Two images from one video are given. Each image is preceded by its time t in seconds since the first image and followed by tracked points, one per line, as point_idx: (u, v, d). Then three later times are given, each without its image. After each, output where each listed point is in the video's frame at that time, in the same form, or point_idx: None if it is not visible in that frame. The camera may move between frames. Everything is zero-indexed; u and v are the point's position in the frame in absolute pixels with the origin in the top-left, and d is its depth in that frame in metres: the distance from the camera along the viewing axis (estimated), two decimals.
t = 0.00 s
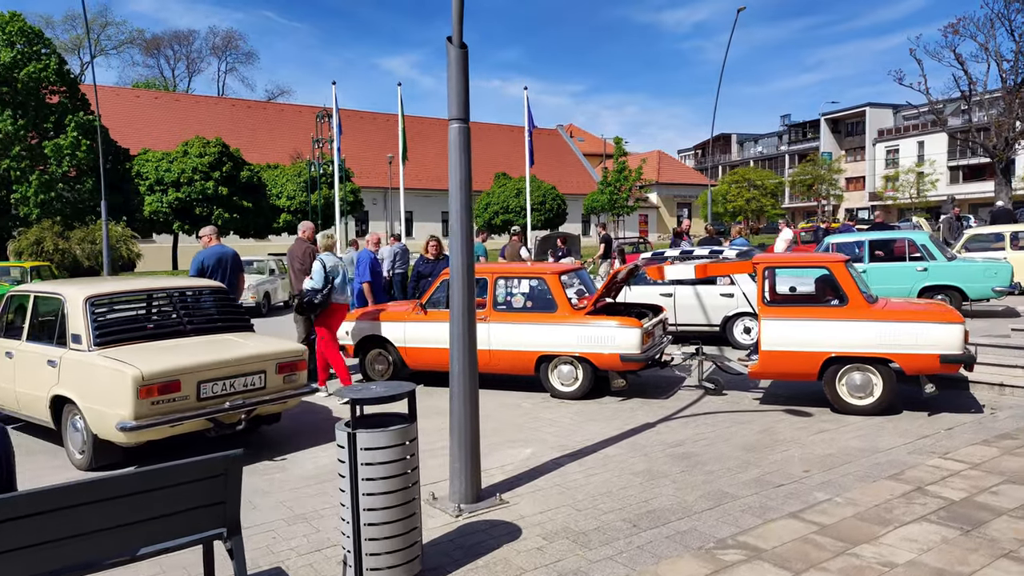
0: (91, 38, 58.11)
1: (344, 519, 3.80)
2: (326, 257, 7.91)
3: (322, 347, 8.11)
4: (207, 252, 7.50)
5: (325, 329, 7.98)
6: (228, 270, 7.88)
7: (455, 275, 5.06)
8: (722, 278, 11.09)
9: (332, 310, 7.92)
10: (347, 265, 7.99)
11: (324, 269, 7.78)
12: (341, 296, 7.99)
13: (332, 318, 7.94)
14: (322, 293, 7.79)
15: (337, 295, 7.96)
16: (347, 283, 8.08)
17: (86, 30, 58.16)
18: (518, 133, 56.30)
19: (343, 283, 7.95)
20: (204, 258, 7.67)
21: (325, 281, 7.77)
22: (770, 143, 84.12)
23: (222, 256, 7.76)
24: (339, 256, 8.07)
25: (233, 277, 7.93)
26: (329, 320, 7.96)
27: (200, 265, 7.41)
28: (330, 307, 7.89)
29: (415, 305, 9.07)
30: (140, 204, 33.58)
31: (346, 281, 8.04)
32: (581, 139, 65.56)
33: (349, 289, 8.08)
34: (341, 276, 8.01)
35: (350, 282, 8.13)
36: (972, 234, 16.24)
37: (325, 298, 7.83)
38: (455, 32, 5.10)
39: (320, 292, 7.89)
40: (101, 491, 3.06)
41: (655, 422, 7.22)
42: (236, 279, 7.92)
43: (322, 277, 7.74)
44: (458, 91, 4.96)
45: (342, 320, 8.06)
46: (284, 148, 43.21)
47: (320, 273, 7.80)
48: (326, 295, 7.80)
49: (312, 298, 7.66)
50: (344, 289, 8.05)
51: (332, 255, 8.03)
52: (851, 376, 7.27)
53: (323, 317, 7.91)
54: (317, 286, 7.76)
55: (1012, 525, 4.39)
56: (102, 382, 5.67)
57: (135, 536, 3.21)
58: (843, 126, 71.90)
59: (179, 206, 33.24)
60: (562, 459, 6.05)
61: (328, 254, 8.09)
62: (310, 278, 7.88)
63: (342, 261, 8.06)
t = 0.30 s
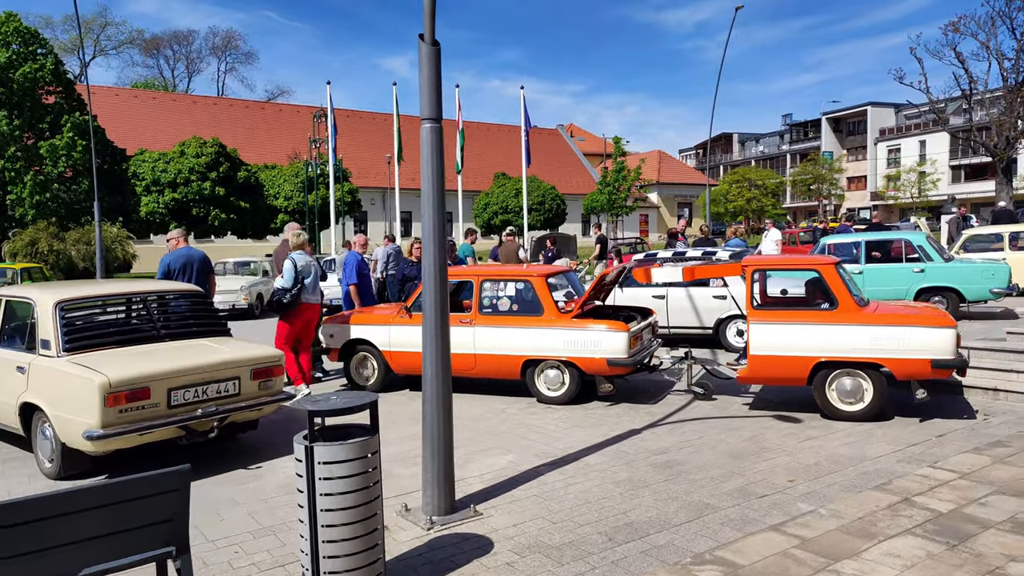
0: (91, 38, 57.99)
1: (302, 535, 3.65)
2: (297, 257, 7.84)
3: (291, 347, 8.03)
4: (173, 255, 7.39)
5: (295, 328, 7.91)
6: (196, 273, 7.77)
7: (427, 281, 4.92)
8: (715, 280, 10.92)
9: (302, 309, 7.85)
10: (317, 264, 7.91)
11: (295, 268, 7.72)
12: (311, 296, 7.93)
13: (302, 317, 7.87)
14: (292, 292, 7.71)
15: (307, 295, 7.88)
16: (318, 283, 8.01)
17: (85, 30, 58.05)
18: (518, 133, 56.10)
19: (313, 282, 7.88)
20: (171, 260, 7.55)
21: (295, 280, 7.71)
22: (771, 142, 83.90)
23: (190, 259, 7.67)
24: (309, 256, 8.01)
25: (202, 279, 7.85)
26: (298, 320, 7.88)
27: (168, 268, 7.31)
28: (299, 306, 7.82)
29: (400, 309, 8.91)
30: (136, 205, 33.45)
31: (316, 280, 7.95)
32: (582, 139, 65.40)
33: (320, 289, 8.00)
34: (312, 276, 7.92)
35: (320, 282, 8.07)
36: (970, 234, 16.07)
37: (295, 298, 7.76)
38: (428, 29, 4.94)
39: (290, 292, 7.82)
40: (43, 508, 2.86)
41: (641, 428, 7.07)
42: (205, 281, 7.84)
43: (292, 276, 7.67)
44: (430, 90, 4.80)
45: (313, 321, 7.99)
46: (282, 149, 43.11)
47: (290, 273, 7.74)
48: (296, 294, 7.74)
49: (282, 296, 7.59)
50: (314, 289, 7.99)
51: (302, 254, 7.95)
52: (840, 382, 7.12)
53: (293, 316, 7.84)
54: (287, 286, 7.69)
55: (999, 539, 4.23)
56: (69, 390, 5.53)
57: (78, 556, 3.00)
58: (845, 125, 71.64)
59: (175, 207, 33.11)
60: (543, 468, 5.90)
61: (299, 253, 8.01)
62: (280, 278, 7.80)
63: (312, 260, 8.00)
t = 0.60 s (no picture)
0: (90, 38, 57.92)
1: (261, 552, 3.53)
2: (264, 261, 7.76)
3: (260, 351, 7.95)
4: (148, 257, 7.46)
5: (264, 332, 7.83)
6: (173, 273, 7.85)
7: (401, 284, 4.81)
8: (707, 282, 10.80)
9: (268, 313, 7.76)
10: (284, 268, 7.82)
11: (259, 272, 7.62)
12: (280, 299, 7.82)
13: (269, 321, 7.77)
14: (257, 297, 7.62)
15: (274, 299, 7.79)
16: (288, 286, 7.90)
17: (85, 30, 58.00)
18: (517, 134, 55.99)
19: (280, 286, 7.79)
20: (146, 262, 7.61)
21: (260, 284, 7.61)
22: (771, 143, 83.77)
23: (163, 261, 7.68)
24: (277, 259, 7.90)
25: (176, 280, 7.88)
26: (264, 325, 7.79)
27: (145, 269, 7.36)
28: (265, 311, 7.72)
29: (385, 311, 8.79)
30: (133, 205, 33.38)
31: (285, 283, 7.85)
32: (581, 139, 65.31)
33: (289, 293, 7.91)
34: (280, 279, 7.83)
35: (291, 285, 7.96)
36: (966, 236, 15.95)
37: (260, 303, 7.65)
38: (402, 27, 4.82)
39: (257, 296, 7.73)
40: None
41: (626, 433, 6.96)
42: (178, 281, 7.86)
43: (257, 280, 7.58)
44: (402, 89, 4.68)
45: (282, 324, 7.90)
46: (279, 149, 43.02)
47: (254, 277, 7.64)
48: (261, 298, 7.64)
49: (246, 301, 7.50)
50: (284, 292, 7.89)
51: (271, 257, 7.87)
52: (830, 386, 6.98)
53: (259, 320, 7.75)
54: (251, 290, 7.60)
55: (985, 551, 4.10)
56: (36, 396, 5.42)
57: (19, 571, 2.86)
58: (845, 126, 71.49)
59: (172, 207, 33.01)
60: (522, 474, 5.77)
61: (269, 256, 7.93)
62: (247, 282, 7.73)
63: (280, 263, 7.89)
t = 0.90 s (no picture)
0: (89, 38, 57.81)
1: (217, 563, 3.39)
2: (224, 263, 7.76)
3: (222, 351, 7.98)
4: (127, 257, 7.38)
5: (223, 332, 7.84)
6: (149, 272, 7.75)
7: (372, 283, 4.67)
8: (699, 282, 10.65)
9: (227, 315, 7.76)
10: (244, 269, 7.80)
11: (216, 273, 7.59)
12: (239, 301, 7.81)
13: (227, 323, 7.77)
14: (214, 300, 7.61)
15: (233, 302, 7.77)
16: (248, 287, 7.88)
17: (84, 30, 57.90)
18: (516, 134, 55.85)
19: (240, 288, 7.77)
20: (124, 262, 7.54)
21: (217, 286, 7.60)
22: (771, 143, 83.62)
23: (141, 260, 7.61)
24: (238, 260, 7.88)
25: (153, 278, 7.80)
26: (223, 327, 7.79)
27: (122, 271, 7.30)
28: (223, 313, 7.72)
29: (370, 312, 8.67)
30: (129, 206, 33.23)
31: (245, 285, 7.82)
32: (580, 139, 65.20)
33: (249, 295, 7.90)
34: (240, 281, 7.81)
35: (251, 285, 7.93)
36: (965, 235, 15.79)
37: (218, 304, 7.64)
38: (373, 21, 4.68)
39: (215, 298, 7.71)
40: None
41: (611, 436, 6.83)
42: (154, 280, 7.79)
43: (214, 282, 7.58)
44: (373, 83, 4.54)
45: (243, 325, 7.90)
46: (277, 149, 42.89)
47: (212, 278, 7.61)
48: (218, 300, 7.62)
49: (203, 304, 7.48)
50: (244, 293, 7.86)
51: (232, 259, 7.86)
52: (819, 389, 6.84)
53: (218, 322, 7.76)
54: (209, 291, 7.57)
55: (972, 560, 3.97)
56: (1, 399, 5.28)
57: None
58: (845, 126, 71.32)
59: (168, 208, 32.88)
60: (501, 480, 5.63)
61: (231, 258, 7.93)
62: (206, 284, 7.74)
63: (240, 265, 7.87)
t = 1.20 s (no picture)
0: (88, 38, 57.69)
1: None
2: (188, 263, 7.60)
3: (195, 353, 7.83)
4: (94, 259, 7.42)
5: (193, 336, 7.67)
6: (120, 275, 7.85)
7: (342, 288, 4.51)
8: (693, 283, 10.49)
9: (192, 316, 7.60)
10: (210, 269, 7.63)
11: (179, 274, 7.44)
12: (206, 302, 7.64)
13: (194, 323, 7.60)
14: (178, 300, 7.44)
15: (199, 302, 7.58)
16: (214, 285, 7.70)
17: (83, 30, 57.80)
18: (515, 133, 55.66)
19: (205, 287, 7.61)
20: (90, 265, 7.68)
21: (181, 286, 7.44)
22: (772, 142, 83.42)
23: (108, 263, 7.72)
24: (202, 260, 7.69)
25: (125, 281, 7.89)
26: (191, 328, 7.64)
27: (90, 273, 7.29)
28: (189, 313, 7.55)
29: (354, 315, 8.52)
30: (125, 205, 33.10)
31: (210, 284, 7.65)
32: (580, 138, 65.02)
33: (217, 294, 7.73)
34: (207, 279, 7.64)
35: (219, 287, 7.78)
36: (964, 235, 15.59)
37: (182, 305, 7.48)
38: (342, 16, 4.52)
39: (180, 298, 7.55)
40: None
41: (596, 443, 6.66)
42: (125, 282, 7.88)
43: (178, 283, 7.43)
44: (341, 82, 4.38)
45: (210, 326, 7.74)
46: (274, 148, 42.73)
47: (175, 279, 7.48)
48: (183, 301, 7.45)
49: (166, 305, 7.33)
50: (211, 294, 7.71)
51: (197, 258, 7.69)
52: (810, 395, 6.68)
53: (186, 323, 7.60)
54: (171, 293, 7.43)
55: None
56: None
57: None
58: (847, 125, 71.07)
59: (164, 207, 32.71)
60: (479, 490, 5.46)
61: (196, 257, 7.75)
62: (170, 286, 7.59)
63: (205, 265, 7.67)
